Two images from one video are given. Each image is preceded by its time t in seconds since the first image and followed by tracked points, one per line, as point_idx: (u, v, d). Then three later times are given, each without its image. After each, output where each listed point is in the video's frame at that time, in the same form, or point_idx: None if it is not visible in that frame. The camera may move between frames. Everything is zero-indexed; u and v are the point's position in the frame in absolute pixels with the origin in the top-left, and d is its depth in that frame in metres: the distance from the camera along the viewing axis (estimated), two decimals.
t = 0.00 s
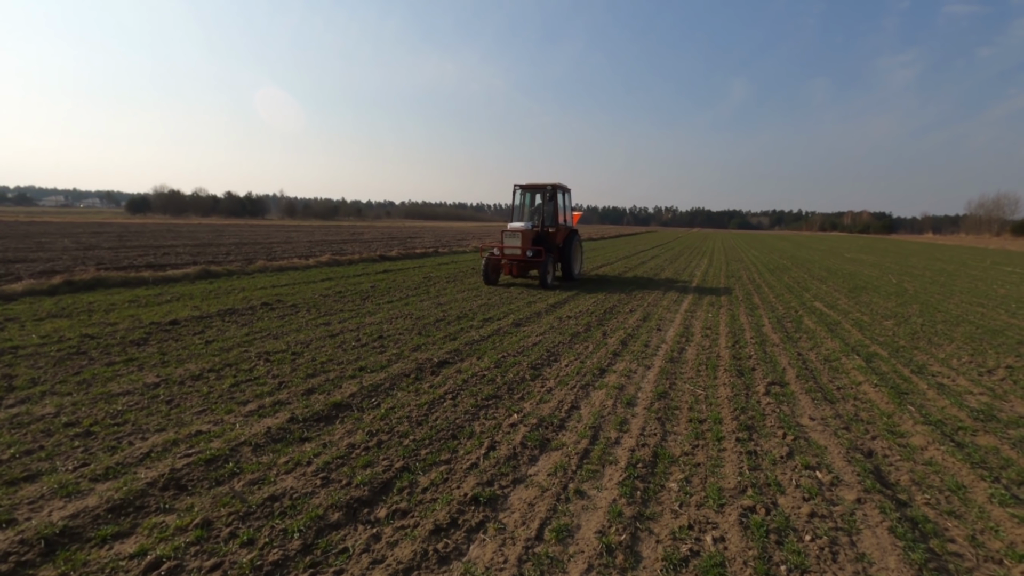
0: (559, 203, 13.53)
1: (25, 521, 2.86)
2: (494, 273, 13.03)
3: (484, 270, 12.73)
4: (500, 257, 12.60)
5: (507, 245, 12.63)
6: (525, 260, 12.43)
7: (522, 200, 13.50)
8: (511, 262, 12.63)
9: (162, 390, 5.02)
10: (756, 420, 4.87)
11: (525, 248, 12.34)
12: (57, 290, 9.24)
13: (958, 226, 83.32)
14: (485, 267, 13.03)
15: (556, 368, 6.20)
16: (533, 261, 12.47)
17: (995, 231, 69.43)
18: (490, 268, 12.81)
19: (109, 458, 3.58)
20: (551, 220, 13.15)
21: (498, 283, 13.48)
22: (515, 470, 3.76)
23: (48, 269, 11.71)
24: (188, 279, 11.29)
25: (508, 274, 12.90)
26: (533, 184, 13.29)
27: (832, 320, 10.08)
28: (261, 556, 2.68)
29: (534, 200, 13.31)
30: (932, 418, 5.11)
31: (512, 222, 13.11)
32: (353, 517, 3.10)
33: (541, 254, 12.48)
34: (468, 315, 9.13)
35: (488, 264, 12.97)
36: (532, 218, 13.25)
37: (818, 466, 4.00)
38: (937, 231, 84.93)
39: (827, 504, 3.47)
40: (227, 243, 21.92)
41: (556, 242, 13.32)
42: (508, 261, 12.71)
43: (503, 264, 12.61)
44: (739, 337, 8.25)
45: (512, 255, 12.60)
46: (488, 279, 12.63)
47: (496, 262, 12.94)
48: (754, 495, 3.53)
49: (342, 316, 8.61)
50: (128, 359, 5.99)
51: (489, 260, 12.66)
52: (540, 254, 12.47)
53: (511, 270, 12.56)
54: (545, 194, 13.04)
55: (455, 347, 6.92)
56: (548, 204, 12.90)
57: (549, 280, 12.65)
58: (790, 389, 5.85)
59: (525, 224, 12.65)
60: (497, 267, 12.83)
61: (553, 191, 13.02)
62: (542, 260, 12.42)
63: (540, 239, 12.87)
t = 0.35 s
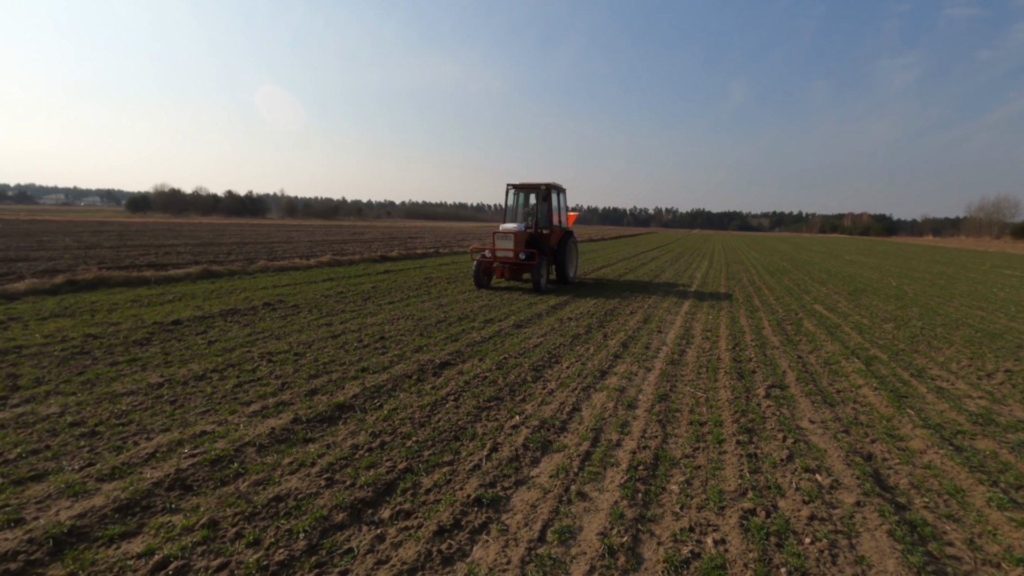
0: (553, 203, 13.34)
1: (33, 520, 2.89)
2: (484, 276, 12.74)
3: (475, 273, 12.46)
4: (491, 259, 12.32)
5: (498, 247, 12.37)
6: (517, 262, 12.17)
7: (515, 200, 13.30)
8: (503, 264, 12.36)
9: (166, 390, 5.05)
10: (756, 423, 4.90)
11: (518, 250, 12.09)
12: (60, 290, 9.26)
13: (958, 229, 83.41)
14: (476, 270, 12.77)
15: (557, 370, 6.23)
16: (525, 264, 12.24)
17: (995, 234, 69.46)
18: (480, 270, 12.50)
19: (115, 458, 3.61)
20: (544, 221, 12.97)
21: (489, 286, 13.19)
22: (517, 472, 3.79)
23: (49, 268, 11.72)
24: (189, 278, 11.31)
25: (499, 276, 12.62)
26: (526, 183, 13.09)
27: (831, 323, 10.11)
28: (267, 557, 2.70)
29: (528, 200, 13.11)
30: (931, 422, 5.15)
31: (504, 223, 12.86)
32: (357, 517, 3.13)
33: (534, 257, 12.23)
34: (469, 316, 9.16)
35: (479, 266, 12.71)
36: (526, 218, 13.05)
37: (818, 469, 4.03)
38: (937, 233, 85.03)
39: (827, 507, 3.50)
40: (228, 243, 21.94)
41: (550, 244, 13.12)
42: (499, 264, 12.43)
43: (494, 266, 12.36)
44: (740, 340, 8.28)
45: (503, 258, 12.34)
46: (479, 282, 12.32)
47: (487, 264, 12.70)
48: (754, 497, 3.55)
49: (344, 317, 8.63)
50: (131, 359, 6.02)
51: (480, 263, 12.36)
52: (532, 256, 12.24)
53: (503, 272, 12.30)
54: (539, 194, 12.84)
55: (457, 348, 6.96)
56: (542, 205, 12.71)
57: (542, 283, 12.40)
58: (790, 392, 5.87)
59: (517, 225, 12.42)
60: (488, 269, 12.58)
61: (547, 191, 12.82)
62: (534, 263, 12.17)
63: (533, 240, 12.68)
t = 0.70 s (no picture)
0: (555, 199, 12.98)
1: (45, 514, 2.90)
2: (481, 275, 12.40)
3: (471, 271, 12.13)
4: (488, 258, 11.98)
5: (496, 244, 12.06)
6: (515, 260, 11.84)
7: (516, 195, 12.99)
8: (500, 262, 12.03)
9: (176, 385, 5.07)
10: (767, 421, 4.85)
11: (516, 248, 11.77)
12: (70, 284, 9.32)
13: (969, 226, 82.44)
14: (473, 269, 12.45)
15: (566, 367, 6.21)
16: (524, 262, 11.91)
17: (1008, 232, 68.54)
18: (477, 269, 12.16)
19: (126, 453, 3.62)
20: (545, 217, 12.63)
21: (487, 285, 12.85)
22: (527, 469, 3.78)
23: (60, 262, 11.80)
24: (198, 273, 11.36)
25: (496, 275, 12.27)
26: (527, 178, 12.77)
27: (842, 321, 10.01)
28: (278, 552, 2.70)
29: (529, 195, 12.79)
30: (945, 422, 5.08)
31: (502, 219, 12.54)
32: (368, 514, 3.13)
33: (533, 255, 11.89)
34: (477, 312, 9.15)
35: (477, 265, 12.38)
36: (526, 214, 12.72)
37: (831, 469, 3.98)
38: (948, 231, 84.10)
39: (841, 508, 3.46)
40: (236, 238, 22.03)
41: (551, 241, 12.78)
42: (497, 262, 12.09)
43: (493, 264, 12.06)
44: (749, 338, 8.20)
45: (501, 256, 12.01)
46: (475, 280, 11.97)
47: (485, 263, 12.39)
48: (767, 498, 3.51)
49: (352, 313, 8.65)
50: (142, 353, 6.05)
51: (476, 260, 12.01)
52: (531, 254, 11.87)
53: (500, 271, 11.97)
54: (539, 188, 12.49)
55: (465, 344, 6.95)
56: (542, 200, 12.37)
57: (542, 283, 12.05)
58: (801, 390, 5.81)
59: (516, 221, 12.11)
60: (486, 268, 12.26)
61: (547, 186, 12.46)
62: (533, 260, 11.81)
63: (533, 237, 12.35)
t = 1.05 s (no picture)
0: (563, 199, 12.61)
1: (60, 518, 2.88)
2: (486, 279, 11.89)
3: (475, 275, 11.60)
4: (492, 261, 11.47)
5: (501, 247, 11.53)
6: (521, 263, 11.33)
7: (522, 195, 12.64)
8: (505, 266, 11.52)
9: (193, 386, 5.08)
10: (793, 431, 4.67)
11: (522, 250, 11.28)
12: (93, 283, 9.46)
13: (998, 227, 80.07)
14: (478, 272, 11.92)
15: (583, 371, 6.09)
16: (530, 265, 11.35)
17: None
18: (481, 272, 11.63)
19: (142, 456, 3.61)
20: (553, 217, 12.26)
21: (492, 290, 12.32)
22: (545, 478, 3.68)
23: (85, 261, 12.01)
24: (217, 273, 11.47)
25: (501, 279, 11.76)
26: (534, 177, 12.43)
27: (867, 325, 9.71)
28: (291, 563, 2.64)
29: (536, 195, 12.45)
30: (982, 434, 4.85)
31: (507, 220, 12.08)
32: (382, 523, 3.06)
33: (540, 257, 11.38)
34: (493, 314, 9.07)
35: (481, 268, 11.86)
36: (534, 214, 12.34)
37: (862, 483, 3.81)
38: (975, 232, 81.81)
39: (874, 526, 3.29)
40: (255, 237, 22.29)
41: (559, 242, 12.36)
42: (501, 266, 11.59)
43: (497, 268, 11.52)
44: (772, 342, 7.98)
45: (506, 259, 11.50)
46: (479, 284, 11.42)
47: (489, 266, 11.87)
48: (795, 513, 3.36)
49: (368, 314, 8.63)
50: (160, 353, 6.09)
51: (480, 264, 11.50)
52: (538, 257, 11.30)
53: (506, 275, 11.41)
54: (547, 187, 12.16)
55: (481, 347, 6.87)
56: (551, 199, 12.03)
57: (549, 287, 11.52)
58: (828, 399, 5.61)
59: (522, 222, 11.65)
60: (491, 271, 11.74)
61: (555, 185, 12.14)
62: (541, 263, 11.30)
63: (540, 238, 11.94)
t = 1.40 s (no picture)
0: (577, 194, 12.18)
1: (89, 513, 2.90)
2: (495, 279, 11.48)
3: (484, 275, 11.21)
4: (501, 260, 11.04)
5: (511, 245, 11.14)
6: (531, 263, 10.90)
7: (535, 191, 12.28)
8: (515, 265, 11.11)
9: (218, 381, 5.13)
10: (827, 438, 4.49)
11: (532, 248, 10.84)
12: (124, 278, 9.68)
13: None
14: (486, 272, 11.53)
15: (607, 372, 5.99)
16: (542, 265, 10.96)
17: None
18: (489, 272, 11.22)
19: (168, 451, 3.64)
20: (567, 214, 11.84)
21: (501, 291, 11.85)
22: (570, 482, 3.60)
23: (116, 256, 12.31)
24: (243, 269, 11.64)
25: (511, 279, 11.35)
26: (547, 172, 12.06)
27: (902, 327, 9.35)
28: (314, 565, 2.61)
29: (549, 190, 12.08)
30: None
31: (516, 217, 11.63)
32: (405, 525, 3.02)
33: (552, 256, 10.96)
34: (514, 312, 9.01)
35: (490, 268, 11.47)
36: (547, 211, 11.95)
37: (904, 495, 3.62)
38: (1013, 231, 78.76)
39: (919, 541, 3.12)
40: (279, 233, 22.62)
41: (572, 241, 11.94)
42: (511, 265, 11.17)
43: (507, 267, 11.13)
44: (802, 344, 7.74)
45: (516, 258, 11.09)
46: (488, 285, 11.04)
47: (498, 266, 11.49)
48: (833, 525, 3.21)
49: (390, 311, 8.64)
50: (187, 348, 6.18)
51: (488, 263, 11.09)
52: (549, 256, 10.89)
53: (516, 275, 11.02)
54: (561, 182, 11.77)
55: (503, 346, 6.81)
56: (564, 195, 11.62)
57: (562, 289, 11.02)
58: (863, 404, 5.39)
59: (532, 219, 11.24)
60: (500, 271, 11.37)
61: (569, 179, 11.74)
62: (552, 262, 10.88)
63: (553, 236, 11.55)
